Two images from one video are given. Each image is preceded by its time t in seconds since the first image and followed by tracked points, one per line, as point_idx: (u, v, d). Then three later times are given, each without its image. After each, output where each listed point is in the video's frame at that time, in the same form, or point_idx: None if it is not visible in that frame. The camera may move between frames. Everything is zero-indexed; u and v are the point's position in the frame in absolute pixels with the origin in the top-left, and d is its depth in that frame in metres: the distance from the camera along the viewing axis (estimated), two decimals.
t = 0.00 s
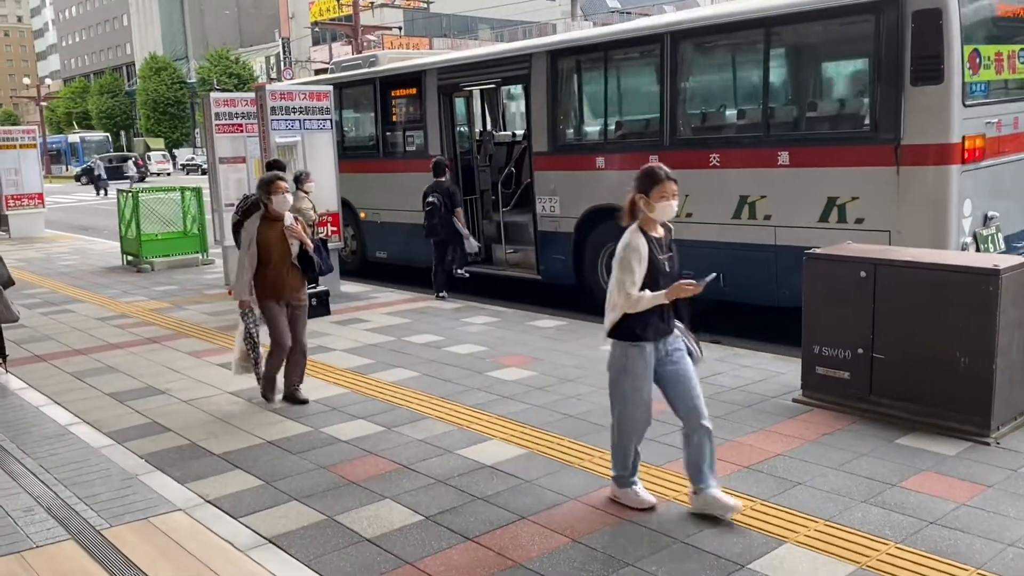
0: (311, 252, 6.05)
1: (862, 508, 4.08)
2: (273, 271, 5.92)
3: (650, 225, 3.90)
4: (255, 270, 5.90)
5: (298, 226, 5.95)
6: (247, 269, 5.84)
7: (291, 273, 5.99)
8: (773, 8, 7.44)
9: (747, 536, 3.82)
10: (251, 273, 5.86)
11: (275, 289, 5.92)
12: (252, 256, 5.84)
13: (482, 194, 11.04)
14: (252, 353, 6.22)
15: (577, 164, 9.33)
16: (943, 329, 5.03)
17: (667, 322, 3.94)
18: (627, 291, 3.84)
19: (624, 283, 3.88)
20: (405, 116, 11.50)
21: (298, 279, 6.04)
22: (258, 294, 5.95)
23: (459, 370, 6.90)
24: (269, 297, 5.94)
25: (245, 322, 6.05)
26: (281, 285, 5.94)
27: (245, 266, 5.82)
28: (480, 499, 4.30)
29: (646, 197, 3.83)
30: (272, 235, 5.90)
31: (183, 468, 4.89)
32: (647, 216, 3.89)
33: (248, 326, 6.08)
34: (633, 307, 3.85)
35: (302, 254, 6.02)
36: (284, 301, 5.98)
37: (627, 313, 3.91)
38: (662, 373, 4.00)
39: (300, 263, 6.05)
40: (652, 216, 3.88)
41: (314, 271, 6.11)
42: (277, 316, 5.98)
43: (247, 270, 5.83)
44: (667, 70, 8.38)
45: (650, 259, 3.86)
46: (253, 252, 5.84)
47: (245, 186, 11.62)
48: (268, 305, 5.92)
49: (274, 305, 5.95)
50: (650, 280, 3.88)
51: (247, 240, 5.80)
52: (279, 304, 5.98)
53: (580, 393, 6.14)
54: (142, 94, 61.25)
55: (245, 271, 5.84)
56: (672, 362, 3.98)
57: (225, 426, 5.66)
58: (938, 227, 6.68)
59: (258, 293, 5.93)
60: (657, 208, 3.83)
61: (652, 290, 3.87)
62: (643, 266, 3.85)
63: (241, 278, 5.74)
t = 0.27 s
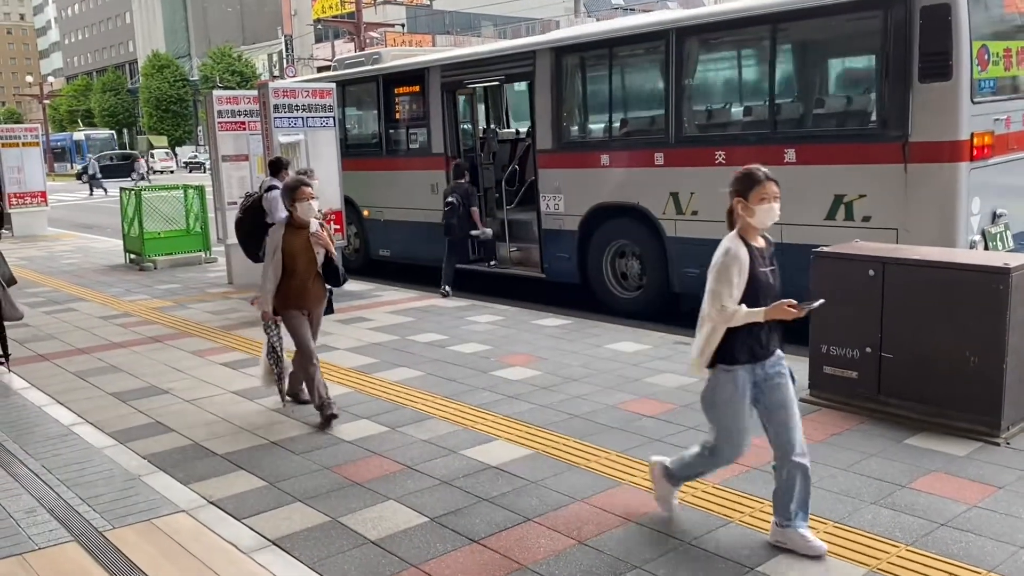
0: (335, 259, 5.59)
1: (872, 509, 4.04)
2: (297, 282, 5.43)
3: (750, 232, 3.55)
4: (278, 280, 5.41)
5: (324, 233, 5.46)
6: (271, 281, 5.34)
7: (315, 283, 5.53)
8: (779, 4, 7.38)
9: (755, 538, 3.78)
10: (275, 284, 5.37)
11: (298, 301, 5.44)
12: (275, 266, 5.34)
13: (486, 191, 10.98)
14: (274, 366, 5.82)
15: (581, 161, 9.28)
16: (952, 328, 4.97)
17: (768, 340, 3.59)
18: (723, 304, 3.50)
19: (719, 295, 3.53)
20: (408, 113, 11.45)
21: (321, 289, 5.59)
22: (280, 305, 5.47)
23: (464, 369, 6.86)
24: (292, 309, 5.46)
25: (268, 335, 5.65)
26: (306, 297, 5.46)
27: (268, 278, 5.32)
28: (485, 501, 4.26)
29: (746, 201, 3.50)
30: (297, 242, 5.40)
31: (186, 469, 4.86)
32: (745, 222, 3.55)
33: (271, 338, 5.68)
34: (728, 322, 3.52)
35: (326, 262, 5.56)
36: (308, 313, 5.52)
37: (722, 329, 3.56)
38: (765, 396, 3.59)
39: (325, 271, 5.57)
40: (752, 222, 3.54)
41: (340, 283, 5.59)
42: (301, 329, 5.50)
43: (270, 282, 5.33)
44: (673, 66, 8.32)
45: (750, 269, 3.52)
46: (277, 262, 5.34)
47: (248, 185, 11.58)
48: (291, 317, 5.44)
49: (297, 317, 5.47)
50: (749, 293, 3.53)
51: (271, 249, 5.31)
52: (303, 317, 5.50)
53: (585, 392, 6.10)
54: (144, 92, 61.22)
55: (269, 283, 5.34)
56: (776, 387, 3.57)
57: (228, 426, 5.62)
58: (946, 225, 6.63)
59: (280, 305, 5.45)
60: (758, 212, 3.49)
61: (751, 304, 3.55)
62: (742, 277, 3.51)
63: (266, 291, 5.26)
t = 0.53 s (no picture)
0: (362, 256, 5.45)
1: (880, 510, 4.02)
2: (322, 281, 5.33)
3: (849, 238, 3.31)
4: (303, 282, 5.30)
5: (349, 229, 5.35)
6: (296, 282, 5.24)
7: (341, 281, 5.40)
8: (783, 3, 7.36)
9: (763, 539, 3.76)
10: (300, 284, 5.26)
11: (325, 300, 5.33)
12: (301, 267, 5.25)
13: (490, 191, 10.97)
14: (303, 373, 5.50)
15: (584, 161, 9.25)
16: (959, 328, 4.95)
17: (863, 355, 3.34)
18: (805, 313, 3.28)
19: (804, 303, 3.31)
20: (410, 113, 11.44)
21: (348, 287, 5.45)
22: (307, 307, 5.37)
23: (468, 369, 6.84)
24: (319, 310, 5.36)
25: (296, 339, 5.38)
26: (332, 296, 5.36)
27: (292, 279, 5.22)
28: (492, 501, 4.25)
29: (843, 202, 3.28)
30: (320, 240, 5.29)
31: (190, 470, 4.84)
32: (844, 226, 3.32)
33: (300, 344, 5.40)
34: (813, 332, 3.28)
35: (352, 259, 5.42)
36: (335, 313, 5.39)
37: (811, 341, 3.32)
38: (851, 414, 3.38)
39: (352, 269, 5.44)
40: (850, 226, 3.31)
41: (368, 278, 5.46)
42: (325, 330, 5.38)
43: (295, 283, 5.23)
44: (676, 66, 8.31)
45: (843, 278, 3.27)
46: (302, 262, 5.24)
47: (250, 185, 11.57)
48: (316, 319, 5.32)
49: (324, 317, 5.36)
50: (840, 303, 3.28)
51: (295, 249, 5.22)
52: (330, 317, 5.39)
53: (590, 393, 6.08)
54: (145, 92, 61.20)
55: (294, 283, 5.24)
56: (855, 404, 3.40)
57: (232, 426, 5.61)
58: (951, 224, 6.61)
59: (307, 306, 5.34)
60: (855, 214, 3.26)
61: (843, 318, 3.29)
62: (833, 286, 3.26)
63: (291, 291, 5.14)
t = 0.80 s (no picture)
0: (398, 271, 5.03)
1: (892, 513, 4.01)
2: (354, 297, 4.98)
3: (973, 252, 2.90)
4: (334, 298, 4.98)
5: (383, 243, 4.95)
6: (325, 299, 4.93)
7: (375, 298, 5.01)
8: (787, 5, 7.36)
9: (775, 543, 3.75)
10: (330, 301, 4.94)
11: (355, 318, 4.99)
12: (330, 282, 4.93)
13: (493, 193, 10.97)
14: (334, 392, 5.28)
15: (587, 164, 9.25)
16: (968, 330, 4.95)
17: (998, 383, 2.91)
18: (937, 341, 2.84)
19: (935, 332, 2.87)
20: (411, 116, 11.43)
21: (383, 305, 5.06)
22: (338, 324, 5.05)
23: (473, 372, 6.82)
24: (350, 327, 5.02)
25: (324, 359, 5.19)
26: (363, 314, 4.99)
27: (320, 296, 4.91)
28: (501, 505, 4.24)
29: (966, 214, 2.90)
30: (353, 254, 4.93)
31: (197, 474, 4.83)
32: (966, 239, 2.91)
33: (327, 364, 5.24)
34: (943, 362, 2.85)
35: (387, 275, 5.02)
36: (367, 332, 5.02)
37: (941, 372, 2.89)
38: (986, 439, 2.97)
39: (387, 285, 5.04)
40: (975, 238, 2.89)
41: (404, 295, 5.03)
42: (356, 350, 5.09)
43: (323, 300, 4.92)
44: (679, 68, 8.30)
45: (976, 297, 2.84)
46: (332, 277, 4.92)
47: (251, 188, 11.56)
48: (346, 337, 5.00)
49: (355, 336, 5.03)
50: (974, 327, 2.85)
51: (324, 264, 4.90)
52: (361, 335, 5.03)
53: (596, 395, 6.07)
54: (143, 95, 61.17)
55: (322, 301, 4.93)
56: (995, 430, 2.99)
57: (238, 430, 5.59)
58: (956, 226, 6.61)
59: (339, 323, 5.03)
60: (983, 224, 2.86)
61: (978, 345, 2.85)
62: (965, 306, 2.83)
63: (318, 309, 4.84)
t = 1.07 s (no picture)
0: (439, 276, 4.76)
1: (903, 518, 4.00)
2: (392, 302, 4.67)
3: None
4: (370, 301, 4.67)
5: (424, 244, 4.66)
6: (361, 302, 4.61)
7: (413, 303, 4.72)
8: (789, 9, 7.36)
9: (787, 548, 3.74)
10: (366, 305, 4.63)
11: (392, 324, 4.67)
12: (367, 283, 4.63)
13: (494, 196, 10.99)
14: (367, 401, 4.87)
15: (588, 168, 9.25)
16: (975, 334, 4.94)
17: None
18: None
19: None
20: (412, 120, 11.43)
21: (421, 311, 4.78)
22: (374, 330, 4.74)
23: (477, 377, 6.80)
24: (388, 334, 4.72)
25: (358, 362, 4.76)
26: (402, 321, 4.69)
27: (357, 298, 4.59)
28: (511, 511, 4.22)
29: None
30: (393, 256, 4.63)
31: (204, 480, 4.80)
32: None
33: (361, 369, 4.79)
34: None
35: (427, 279, 4.73)
36: (404, 339, 4.73)
37: None
38: None
39: (426, 290, 4.77)
40: None
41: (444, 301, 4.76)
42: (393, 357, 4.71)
43: (359, 302, 4.61)
44: (681, 72, 8.30)
45: None
46: (369, 278, 4.62)
47: (251, 192, 11.53)
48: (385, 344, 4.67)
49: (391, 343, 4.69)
50: None
51: (362, 264, 4.60)
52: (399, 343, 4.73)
53: (602, 400, 6.06)
54: (139, 99, 61.08)
55: (358, 304, 4.60)
56: None
57: (244, 435, 5.57)
58: (961, 230, 6.61)
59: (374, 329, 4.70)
60: None
61: None
62: None
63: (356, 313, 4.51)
